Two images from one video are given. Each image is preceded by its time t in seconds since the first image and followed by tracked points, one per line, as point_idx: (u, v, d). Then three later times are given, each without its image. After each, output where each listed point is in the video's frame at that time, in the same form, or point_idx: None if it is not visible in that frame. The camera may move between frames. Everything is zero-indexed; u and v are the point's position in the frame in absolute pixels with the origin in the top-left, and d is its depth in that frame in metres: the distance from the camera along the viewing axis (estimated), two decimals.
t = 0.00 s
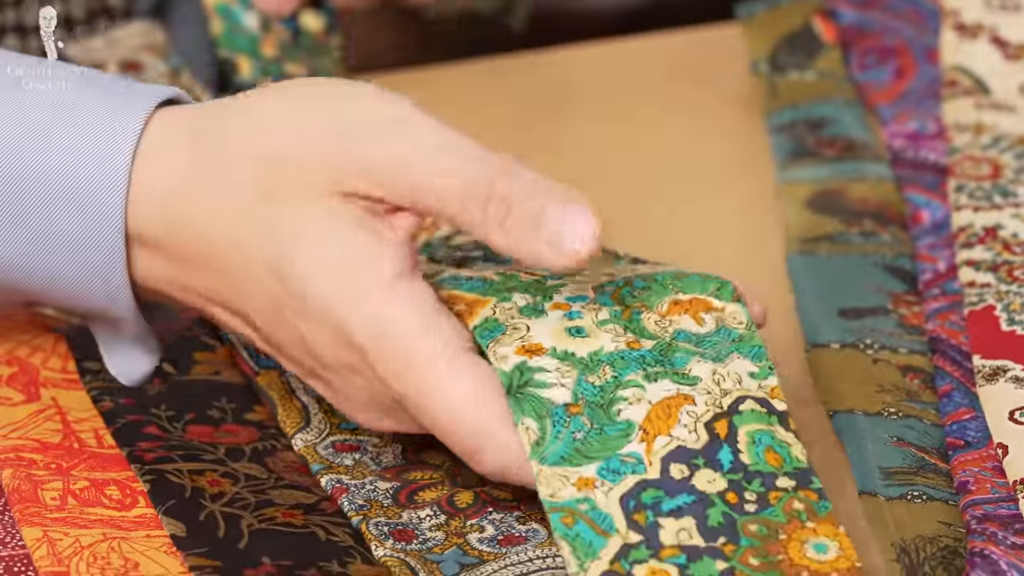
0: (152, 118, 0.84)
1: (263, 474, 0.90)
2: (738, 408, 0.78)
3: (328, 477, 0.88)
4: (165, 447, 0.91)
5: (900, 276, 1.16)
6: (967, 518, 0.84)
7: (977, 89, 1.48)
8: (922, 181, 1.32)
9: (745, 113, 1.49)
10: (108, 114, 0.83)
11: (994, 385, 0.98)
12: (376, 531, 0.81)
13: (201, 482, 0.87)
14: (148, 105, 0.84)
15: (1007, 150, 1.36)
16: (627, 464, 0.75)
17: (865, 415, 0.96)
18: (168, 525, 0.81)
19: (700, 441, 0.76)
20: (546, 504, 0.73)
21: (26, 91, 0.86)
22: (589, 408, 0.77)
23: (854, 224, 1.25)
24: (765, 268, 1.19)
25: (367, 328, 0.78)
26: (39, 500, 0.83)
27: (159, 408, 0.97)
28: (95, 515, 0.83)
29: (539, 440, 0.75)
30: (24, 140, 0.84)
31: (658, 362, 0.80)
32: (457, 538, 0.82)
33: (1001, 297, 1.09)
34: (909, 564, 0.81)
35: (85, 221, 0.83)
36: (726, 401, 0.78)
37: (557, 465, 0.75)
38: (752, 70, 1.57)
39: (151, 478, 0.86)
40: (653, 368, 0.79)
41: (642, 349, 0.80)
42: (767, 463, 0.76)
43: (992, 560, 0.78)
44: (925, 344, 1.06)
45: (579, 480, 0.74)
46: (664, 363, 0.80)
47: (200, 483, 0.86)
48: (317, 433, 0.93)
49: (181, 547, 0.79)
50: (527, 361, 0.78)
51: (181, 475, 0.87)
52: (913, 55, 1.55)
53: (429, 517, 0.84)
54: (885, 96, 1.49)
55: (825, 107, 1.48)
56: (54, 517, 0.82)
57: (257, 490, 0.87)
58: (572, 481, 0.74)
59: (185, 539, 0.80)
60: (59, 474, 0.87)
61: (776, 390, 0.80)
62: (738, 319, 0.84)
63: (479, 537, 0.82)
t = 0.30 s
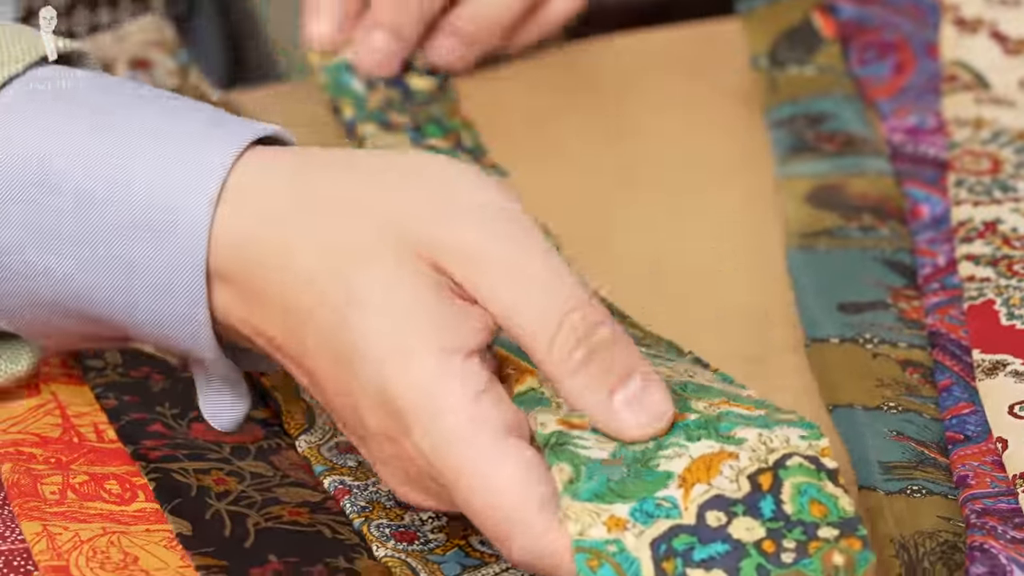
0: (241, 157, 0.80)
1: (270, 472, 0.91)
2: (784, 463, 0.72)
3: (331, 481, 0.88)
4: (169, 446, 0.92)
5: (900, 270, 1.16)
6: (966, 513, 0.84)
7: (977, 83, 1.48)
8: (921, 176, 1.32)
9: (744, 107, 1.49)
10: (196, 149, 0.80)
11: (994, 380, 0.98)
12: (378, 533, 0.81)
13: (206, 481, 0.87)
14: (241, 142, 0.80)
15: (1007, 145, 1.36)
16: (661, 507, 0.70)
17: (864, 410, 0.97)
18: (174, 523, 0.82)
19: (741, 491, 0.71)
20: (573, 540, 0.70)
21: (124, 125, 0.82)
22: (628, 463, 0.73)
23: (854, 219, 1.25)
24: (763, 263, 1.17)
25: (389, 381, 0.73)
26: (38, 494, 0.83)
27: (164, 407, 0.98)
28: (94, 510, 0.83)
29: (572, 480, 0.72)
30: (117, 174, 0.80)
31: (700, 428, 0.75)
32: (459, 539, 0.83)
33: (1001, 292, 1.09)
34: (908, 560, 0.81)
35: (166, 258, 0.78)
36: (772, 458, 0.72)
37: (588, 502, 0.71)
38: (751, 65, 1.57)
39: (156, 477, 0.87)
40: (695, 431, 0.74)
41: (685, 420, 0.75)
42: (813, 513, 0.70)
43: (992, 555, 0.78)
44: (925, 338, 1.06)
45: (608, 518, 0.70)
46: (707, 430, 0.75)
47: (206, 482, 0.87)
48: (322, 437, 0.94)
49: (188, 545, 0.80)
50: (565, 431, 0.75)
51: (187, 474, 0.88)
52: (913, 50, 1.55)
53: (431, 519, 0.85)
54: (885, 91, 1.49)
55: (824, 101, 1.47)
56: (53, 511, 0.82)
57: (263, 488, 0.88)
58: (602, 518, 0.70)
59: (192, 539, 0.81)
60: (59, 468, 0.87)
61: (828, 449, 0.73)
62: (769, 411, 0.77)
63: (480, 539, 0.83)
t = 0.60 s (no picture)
0: (299, 198, 0.81)
1: (302, 480, 0.95)
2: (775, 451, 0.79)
3: (341, 506, 0.89)
4: (205, 450, 0.97)
5: (901, 250, 1.16)
6: (968, 494, 0.85)
7: (979, 62, 1.47)
8: (922, 156, 1.32)
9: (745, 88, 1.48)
10: (256, 187, 0.81)
11: (994, 361, 0.98)
12: (379, 562, 0.82)
13: (240, 487, 0.93)
14: (301, 181, 0.82)
15: (1008, 125, 1.35)
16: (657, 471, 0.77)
17: (865, 391, 0.97)
18: (202, 530, 0.88)
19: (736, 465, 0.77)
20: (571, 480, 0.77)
21: (197, 159, 0.83)
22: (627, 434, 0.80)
23: (855, 199, 1.25)
24: (764, 245, 1.18)
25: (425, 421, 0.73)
26: (39, 475, 0.90)
27: (201, 413, 1.03)
28: (96, 491, 0.89)
29: (573, 434, 0.80)
30: (181, 209, 0.82)
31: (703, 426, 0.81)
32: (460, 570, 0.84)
33: (1002, 273, 1.09)
34: (909, 539, 0.82)
35: (222, 294, 0.81)
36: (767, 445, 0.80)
37: (589, 453, 0.79)
38: (752, 45, 1.57)
39: (190, 482, 0.93)
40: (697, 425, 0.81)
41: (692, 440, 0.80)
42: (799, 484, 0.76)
43: (992, 535, 0.80)
44: (927, 319, 1.06)
45: (608, 464, 0.78)
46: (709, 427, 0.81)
47: (238, 488, 0.93)
48: (339, 462, 0.95)
49: (214, 550, 0.86)
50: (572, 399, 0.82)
51: (220, 480, 0.93)
52: (915, 30, 1.54)
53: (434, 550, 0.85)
54: (886, 71, 1.49)
55: (825, 81, 1.47)
56: (55, 492, 0.87)
57: (296, 496, 0.94)
58: (601, 465, 0.78)
59: (220, 544, 0.87)
60: (61, 449, 0.93)
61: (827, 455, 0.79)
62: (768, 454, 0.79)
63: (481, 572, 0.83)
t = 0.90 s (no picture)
0: (175, 154, 0.87)
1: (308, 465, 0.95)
2: None
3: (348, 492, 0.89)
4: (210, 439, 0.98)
5: (907, 237, 1.16)
6: (973, 480, 0.86)
7: (985, 48, 1.47)
8: (929, 142, 1.32)
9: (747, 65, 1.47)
10: (147, 138, 0.87)
11: (1000, 347, 0.99)
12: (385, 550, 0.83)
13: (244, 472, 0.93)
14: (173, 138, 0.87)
15: (1014, 111, 1.35)
16: None
17: (871, 378, 0.98)
18: (208, 516, 0.87)
19: None
20: None
21: (112, 127, 0.88)
22: None
23: (861, 184, 1.25)
24: (772, 230, 1.18)
25: (314, 403, 0.72)
26: (44, 461, 0.91)
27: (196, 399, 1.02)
28: (100, 478, 0.90)
29: None
30: (99, 159, 0.86)
31: (667, 548, 0.83)
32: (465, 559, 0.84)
33: (1007, 260, 1.09)
34: (914, 528, 0.84)
35: (99, 233, 0.85)
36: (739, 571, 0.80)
37: None
38: (757, 30, 1.55)
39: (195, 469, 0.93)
40: (661, 551, 0.82)
41: (654, 539, 0.84)
42: None
43: (998, 523, 0.81)
44: (932, 305, 1.06)
45: None
46: (674, 549, 0.83)
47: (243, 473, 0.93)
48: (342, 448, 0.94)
49: (219, 537, 0.86)
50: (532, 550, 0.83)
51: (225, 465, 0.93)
52: (920, 17, 1.54)
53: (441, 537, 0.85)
54: (892, 58, 1.49)
55: (831, 68, 1.46)
56: (60, 477, 0.89)
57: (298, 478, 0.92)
58: None
59: (225, 530, 0.86)
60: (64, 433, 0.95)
61: (794, 568, 0.81)
62: (758, 517, 0.85)
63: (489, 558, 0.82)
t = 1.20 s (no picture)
0: None
1: (329, 420, 0.96)
2: (771, 532, 0.79)
3: (369, 447, 0.90)
4: (233, 391, 0.99)
5: (930, 191, 1.17)
6: (997, 434, 0.84)
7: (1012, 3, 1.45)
8: (953, 96, 1.31)
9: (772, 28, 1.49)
10: None
11: None
12: (405, 501, 0.83)
13: (267, 427, 0.94)
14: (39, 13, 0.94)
15: None
16: (646, 563, 0.77)
17: (894, 332, 0.97)
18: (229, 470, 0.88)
19: (726, 552, 0.77)
20: None
21: None
22: (610, 534, 0.80)
23: (884, 139, 1.26)
24: (795, 188, 1.22)
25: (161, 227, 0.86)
26: (66, 414, 0.93)
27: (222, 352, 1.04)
28: (124, 431, 0.92)
29: (556, 551, 0.78)
30: None
31: (688, 501, 0.82)
32: (487, 511, 0.84)
33: None
34: (936, 483, 0.83)
35: None
36: (757, 528, 0.79)
37: (573, 564, 0.77)
38: None
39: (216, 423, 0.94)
40: (682, 505, 0.82)
41: (674, 492, 0.83)
42: (799, 568, 0.76)
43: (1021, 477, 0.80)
44: (955, 259, 1.06)
45: (594, 569, 0.76)
46: (695, 502, 0.82)
47: (265, 428, 0.94)
48: (365, 403, 0.96)
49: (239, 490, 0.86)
50: (552, 511, 0.82)
51: (247, 420, 0.94)
52: None
53: (462, 490, 0.86)
54: (917, 12, 1.48)
55: (855, 23, 1.48)
56: (83, 430, 0.91)
57: (323, 436, 0.94)
58: (587, 570, 0.76)
59: (246, 484, 0.87)
60: (88, 389, 0.98)
61: (814, 519, 0.80)
62: (779, 469, 0.85)
63: (509, 513, 0.83)
